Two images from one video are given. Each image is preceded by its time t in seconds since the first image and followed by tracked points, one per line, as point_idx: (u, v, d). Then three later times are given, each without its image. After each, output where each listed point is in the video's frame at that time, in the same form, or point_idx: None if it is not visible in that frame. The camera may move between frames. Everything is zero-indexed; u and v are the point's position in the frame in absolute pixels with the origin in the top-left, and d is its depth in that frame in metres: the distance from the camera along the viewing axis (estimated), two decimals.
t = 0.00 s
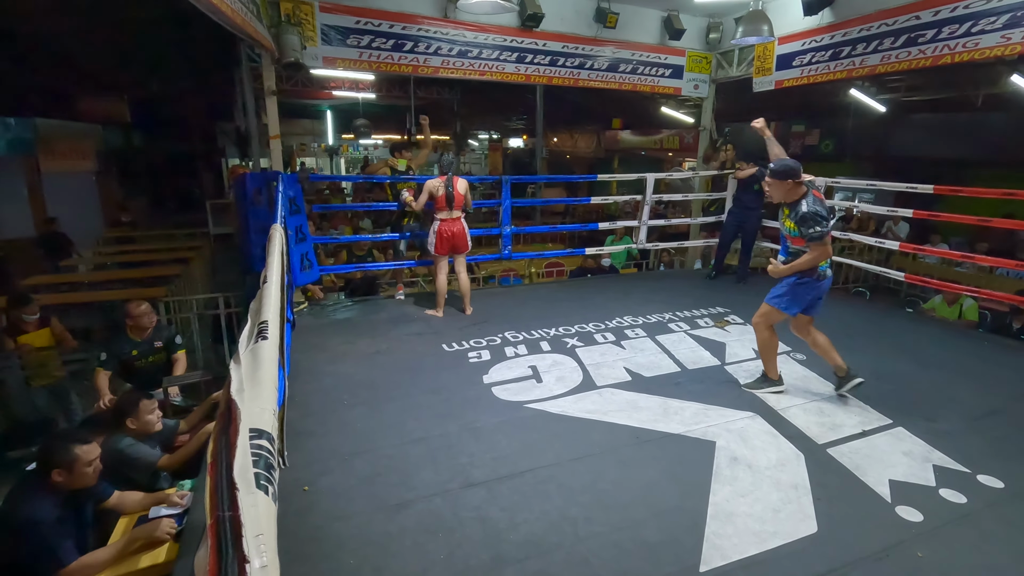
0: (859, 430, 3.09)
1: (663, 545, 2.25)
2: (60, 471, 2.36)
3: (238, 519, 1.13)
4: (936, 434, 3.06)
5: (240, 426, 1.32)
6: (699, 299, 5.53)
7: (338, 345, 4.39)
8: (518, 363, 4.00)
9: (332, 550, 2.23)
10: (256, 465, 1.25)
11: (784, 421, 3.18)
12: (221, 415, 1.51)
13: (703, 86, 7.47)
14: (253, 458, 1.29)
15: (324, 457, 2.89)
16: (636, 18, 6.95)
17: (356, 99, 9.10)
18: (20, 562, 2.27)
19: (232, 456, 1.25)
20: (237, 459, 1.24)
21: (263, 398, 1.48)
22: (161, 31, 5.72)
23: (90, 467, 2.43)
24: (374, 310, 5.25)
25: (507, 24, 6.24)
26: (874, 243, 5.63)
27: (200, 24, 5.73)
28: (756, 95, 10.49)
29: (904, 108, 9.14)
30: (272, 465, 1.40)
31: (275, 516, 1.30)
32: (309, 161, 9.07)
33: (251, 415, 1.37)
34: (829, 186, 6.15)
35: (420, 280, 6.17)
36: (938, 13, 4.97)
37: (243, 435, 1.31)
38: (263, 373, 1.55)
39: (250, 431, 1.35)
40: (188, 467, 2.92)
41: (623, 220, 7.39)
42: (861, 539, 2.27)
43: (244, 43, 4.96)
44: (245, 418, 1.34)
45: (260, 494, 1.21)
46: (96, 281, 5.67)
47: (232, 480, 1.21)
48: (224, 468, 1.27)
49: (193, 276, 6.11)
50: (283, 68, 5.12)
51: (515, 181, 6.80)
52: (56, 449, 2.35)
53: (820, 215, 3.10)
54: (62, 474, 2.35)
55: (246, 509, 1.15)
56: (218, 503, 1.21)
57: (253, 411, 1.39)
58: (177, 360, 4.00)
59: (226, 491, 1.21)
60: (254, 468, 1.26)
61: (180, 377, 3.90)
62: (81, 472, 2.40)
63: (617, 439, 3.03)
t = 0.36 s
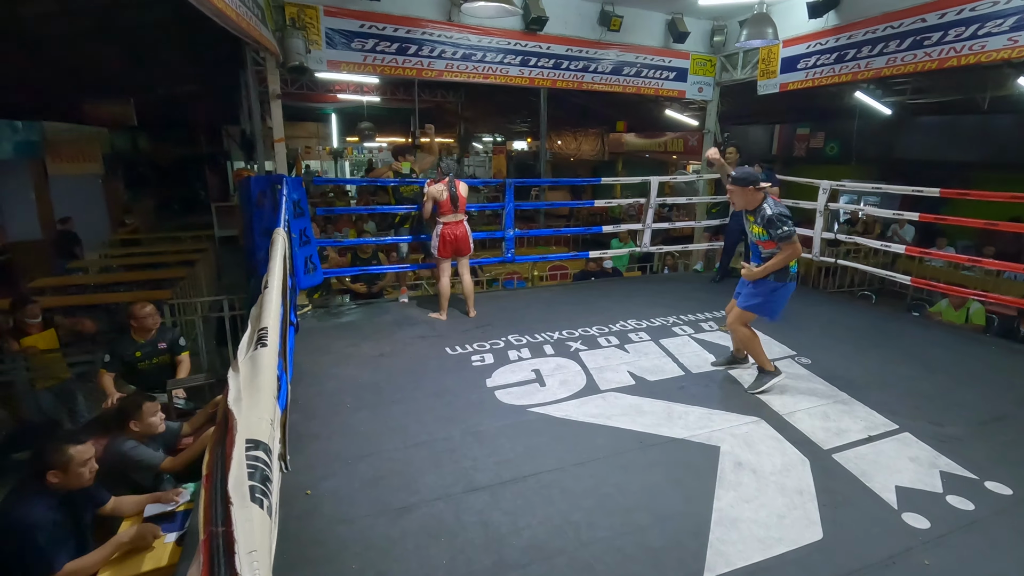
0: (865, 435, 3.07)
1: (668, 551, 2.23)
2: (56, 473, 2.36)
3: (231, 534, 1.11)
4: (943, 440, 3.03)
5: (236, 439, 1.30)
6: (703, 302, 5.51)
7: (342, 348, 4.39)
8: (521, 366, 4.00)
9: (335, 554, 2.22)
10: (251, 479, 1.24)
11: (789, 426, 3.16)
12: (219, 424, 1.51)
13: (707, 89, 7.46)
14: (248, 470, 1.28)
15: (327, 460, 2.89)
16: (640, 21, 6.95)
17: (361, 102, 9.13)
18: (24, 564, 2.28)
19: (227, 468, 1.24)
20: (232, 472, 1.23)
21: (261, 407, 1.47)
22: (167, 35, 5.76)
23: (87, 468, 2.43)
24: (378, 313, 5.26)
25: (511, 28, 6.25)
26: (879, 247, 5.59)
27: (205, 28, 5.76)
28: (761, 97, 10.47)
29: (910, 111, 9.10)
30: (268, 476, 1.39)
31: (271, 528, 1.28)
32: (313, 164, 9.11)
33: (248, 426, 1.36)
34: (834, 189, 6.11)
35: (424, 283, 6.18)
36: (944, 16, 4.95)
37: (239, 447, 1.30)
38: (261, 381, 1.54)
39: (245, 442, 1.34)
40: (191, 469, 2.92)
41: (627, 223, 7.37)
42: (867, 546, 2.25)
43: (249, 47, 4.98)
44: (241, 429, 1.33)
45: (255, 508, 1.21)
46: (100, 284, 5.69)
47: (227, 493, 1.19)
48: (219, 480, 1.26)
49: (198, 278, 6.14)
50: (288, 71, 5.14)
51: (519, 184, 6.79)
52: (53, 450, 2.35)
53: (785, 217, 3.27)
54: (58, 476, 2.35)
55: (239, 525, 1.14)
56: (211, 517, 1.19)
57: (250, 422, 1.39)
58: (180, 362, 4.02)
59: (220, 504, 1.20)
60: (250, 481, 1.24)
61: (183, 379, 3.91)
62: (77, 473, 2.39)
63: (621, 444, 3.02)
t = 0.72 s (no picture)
0: (872, 439, 3.05)
1: (673, 554, 2.22)
2: (42, 473, 2.35)
3: (245, 528, 1.11)
4: (951, 444, 3.01)
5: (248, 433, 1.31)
6: (708, 304, 5.50)
7: (347, 350, 4.40)
8: (526, 369, 3.99)
9: (339, 556, 2.22)
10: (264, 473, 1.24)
11: (796, 429, 3.14)
12: (230, 421, 1.51)
13: (712, 92, 7.46)
14: (261, 465, 1.29)
15: (332, 461, 2.89)
16: (646, 24, 6.96)
17: (366, 105, 9.17)
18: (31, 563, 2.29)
19: (240, 462, 1.24)
20: (245, 465, 1.24)
21: (272, 404, 1.48)
22: (175, 39, 5.81)
23: (73, 467, 2.42)
24: (383, 315, 5.26)
25: (516, 30, 6.26)
26: (886, 249, 5.56)
27: (213, 32, 5.81)
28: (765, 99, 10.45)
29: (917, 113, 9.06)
30: (280, 472, 1.39)
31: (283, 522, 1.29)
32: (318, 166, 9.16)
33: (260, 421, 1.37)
34: (840, 191, 6.08)
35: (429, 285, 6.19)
36: (951, 18, 4.93)
37: (252, 443, 1.31)
38: (271, 378, 1.55)
39: (257, 438, 1.34)
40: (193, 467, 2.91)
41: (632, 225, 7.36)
42: (875, 550, 2.23)
43: (257, 50, 5.01)
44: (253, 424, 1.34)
45: (269, 501, 1.21)
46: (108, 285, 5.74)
47: (241, 487, 1.20)
48: (231, 475, 1.27)
49: (204, 280, 6.17)
50: (294, 74, 5.16)
51: (524, 186, 6.79)
52: (41, 448, 2.34)
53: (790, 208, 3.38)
54: (44, 476, 2.35)
55: (252, 518, 1.14)
56: (223, 511, 1.20)
57: (262, 419, 1.39)
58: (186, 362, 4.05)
59: (233, 498, 1.20)
60: (262, 475, 1.25)
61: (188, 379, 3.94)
62: (63, 472, 2.39)
63: (626, 446, 3.01)
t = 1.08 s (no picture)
0: (872, 442, 3.04)
1: (674, 557, 2.22)
2: (23, 474, 2.36)
3: (239, 526, 1.10)
4: (952, 446, 3.00)
5: (243, 433, 1.30)
6: (709, 306, 5.49)
7: (348, 351, 4.40)
8: (526, 370, 3.99)
9: (339, 557, 2.22)
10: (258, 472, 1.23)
11: (796, 432, 3.14)
12: (226, 420, 1.50)
13: (713, 94, 7.47)
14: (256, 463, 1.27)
15: (332, 463, 2.89)
16: (647, 27, 6.97)
17: (368, 107, 9.19)
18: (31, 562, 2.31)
19: (235, 461, 1.23)
20: (240, 464, 1.22)
21: (268, 404, 1.47)
22: (177, 41, 5.83)
23: (55, 467, 2.41)
24: (384, 316, 5.26)
25: (517, 32, 6.28)
26: (886, 251, 5.54)
27: (214, 35, 5.83)
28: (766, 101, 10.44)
29: (918, 115, 9.05)
30: (275, 472, 1.38)
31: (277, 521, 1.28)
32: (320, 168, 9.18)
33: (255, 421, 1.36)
34: (841, 193, 6.08)
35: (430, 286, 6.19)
36: (952, 20, 4.93)
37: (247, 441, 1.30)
38: (268, 378, 1.54)
39: (253, 437, 1.33)
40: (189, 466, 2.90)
41: (633, 227, 7.36)
42: (876, 552, 2.23)
43: (258, 52, 5.02)
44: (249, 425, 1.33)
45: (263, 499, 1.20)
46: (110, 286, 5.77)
47: (235, 486, 1.19)
48: (226, 473, 1.26)
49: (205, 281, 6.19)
50: (295, 76, 5.18)
51: (525, 188, 6.79)
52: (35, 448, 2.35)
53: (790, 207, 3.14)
54: (25, 476, 2.35)
55: (246, 516, 1.13)
56: (217, 510, 1.19)
57: (258, 417, 1.38)
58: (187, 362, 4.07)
59: (227, 496, 1.19)
60: (257, 474, 1.24)
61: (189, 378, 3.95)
62: (45, 471, 2.38)
63: (626, 448, 3.00)
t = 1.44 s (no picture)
0: (866, 442, 3.06)
1: (670, 558, 2.22)
2: (12, 476, 2.38)
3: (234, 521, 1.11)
4: (946, 447, 3.02)
5: (238, 431, 1.31)
6: (705, 308, 5.50)
7: (344, 353, 4.39)
8: (522, 372, 3.99)
9: (335, 559, 2.21)
10: (253, 469, 1.24)
11: (791, 433, 3.15)
12: (220, 418, 1.51)
13: (708, 97, 7.50)
14: (251, 460, 1.28)
15: (328, 464, 2.88)
16: (642, 30, 7.00)
17: (363, 109, 9.18)
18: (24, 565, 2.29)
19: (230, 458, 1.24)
20: (235, 462, 1.24)
21: (264, 403, 1.48)
22: (172, 43, 5.81)
23: (44, 467, 2.42)
24: (380, 318, 5.25)
25: (513, 35, 6.29)
26: (880, 254, 5.57)
27: (209, 36, 5.82)
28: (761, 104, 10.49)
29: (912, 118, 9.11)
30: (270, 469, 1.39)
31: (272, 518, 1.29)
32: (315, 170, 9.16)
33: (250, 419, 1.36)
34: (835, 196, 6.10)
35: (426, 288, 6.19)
36: (944, 24, 4.97)
37: (242, 440, 1.31)
38: (263, 377, 1.55)
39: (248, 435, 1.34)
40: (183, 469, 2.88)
41: (628, 229, 7.36)
42: (870, 553, 2.24)
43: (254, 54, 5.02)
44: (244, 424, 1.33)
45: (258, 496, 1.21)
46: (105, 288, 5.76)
47: (230, 484, 1.20)
48: (220, 470, 1.27)
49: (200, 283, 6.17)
50: (291, 77, 5.18)
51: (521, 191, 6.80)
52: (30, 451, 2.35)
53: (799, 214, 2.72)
54: (14, 478, 2.36)
55: (241, 512, 1.14)
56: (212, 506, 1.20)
57: (253, 416, 1.39)
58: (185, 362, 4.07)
59: (222, 492, 1.21)
60: (252, 471, 1.25)
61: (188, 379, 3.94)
62: (33, 472, 2.39)
63: (622, 450, 3.01)
